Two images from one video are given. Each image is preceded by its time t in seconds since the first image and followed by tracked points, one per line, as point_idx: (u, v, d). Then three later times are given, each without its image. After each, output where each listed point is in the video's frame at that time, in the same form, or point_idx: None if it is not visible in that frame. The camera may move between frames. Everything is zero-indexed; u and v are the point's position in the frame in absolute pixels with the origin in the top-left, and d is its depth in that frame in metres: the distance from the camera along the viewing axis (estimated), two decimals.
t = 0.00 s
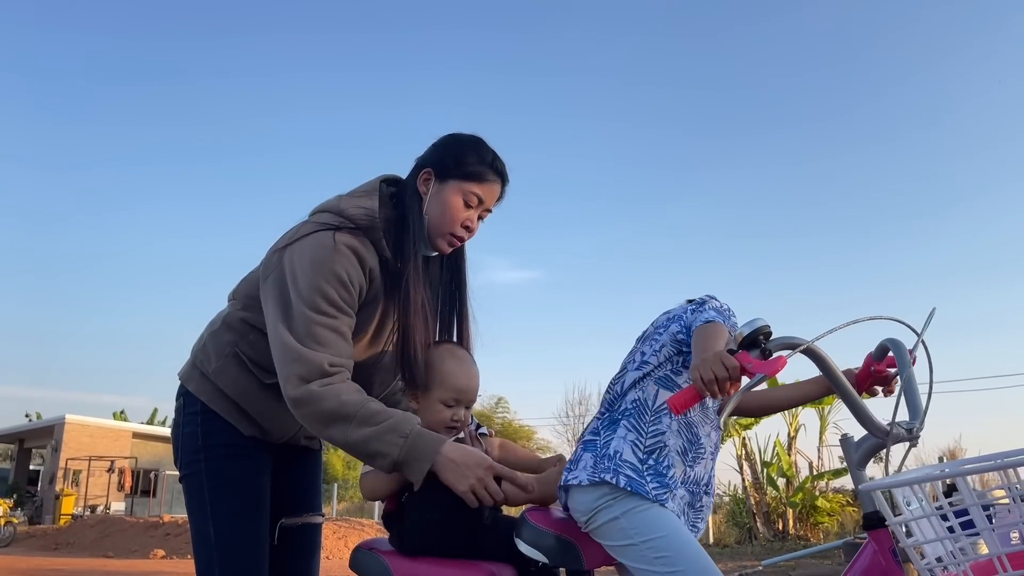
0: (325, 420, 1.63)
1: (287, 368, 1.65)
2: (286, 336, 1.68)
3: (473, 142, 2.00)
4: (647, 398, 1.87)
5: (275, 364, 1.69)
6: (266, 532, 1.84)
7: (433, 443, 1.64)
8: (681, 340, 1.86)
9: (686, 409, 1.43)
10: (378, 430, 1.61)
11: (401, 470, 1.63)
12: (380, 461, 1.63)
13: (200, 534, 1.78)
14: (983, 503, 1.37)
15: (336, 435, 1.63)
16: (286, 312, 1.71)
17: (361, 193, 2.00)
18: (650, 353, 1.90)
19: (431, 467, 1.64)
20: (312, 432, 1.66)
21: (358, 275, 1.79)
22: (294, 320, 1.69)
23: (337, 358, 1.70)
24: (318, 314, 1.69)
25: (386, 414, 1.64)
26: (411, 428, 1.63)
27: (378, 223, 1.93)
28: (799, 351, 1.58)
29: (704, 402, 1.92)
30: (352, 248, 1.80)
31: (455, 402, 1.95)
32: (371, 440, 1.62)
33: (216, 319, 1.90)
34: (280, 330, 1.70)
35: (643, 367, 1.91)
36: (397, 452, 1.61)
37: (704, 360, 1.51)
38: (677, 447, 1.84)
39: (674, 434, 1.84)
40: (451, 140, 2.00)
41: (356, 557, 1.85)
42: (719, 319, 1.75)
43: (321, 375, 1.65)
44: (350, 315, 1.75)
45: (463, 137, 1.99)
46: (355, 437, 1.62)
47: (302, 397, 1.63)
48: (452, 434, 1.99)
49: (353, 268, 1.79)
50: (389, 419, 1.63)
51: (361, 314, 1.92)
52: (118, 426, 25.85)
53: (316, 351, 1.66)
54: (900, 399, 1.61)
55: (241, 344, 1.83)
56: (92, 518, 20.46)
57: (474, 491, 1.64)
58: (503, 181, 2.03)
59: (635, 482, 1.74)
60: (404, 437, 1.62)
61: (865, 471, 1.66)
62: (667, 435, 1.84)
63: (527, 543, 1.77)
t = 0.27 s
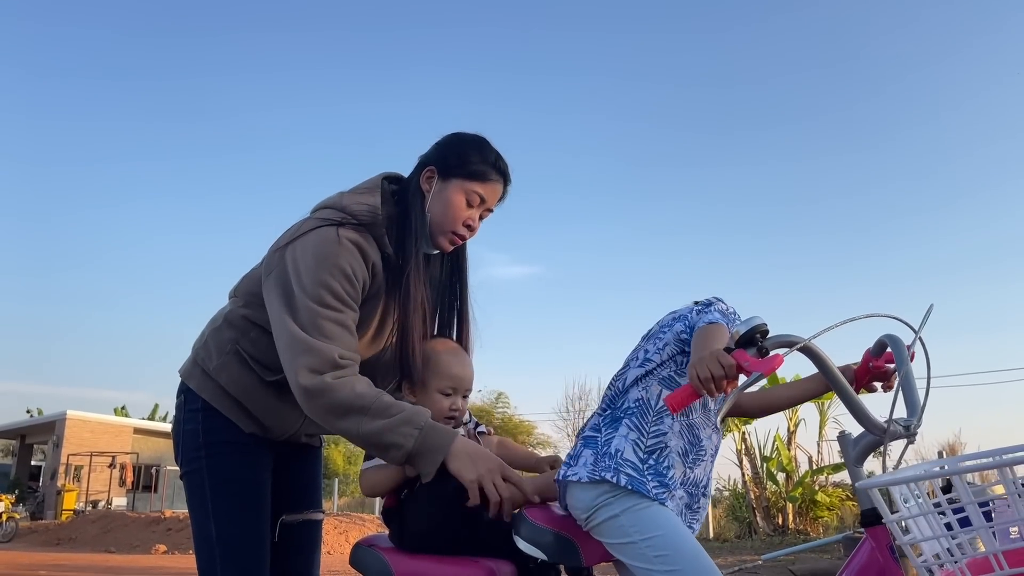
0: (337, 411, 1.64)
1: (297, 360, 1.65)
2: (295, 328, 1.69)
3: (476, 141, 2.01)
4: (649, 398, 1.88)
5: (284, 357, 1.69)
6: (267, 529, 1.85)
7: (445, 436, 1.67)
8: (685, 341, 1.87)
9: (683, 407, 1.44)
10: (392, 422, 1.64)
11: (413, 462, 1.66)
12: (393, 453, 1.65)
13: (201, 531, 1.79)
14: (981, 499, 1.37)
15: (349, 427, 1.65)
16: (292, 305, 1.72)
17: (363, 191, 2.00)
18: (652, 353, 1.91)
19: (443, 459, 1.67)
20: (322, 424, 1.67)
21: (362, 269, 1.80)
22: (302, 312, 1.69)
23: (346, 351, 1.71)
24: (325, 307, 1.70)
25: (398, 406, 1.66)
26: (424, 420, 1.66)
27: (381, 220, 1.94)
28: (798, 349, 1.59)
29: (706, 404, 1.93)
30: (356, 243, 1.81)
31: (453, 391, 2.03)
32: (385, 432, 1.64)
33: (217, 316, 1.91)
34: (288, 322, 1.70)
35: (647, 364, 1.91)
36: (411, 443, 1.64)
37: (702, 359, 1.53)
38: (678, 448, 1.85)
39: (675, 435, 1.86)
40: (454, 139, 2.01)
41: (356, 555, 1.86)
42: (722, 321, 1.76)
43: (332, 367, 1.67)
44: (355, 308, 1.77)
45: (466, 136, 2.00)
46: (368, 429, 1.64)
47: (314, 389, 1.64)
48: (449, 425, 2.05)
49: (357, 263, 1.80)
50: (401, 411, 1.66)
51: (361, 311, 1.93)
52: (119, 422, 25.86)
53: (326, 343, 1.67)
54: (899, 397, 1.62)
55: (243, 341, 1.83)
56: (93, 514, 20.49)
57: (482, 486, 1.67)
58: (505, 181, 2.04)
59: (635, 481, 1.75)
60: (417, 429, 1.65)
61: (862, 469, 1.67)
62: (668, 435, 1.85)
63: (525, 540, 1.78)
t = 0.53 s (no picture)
0: (324, 410, 1.64)
1: (289, 356, 1.65)
2: (290, 323, 1.69)
3: (476, 136, 2.00)
4: (658, 395, 1.88)
5: (278, 351, 1.69)
6: (268, 524, 1.85)
7: (430, 441, 1.65)
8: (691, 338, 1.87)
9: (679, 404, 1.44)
10: (375, 425, 1.62)
11: (396, 468, 1.64)
12: (375, 457, 1.63)
13: (202, 528, 1.80)
14: (982, 494, 1.37)
15: (334, 427, 1.64)
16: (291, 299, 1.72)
17: (363, 185, 2.00)
18: (659, 350, 1.91)
19: (425, 465, 1.65)
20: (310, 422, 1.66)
21: (361, 264, 1.80)
22: (299, 307, 1.70)
23: (340, 348, 1.70)
24: (321, 303, 1.70)
25: (384, 409, 1.65)
26: (408, 426, 1.64)
27: (381, 215, 1.93)
28: (794, 345, 1.58)
29: (712, 403, 1.94)
30: (355, 238, 1.81)
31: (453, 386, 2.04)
32: (369, 436, 1.63)
33: (217, 311, 1.91)
34: (284, 316, 1.70)
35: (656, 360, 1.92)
36: (393, 449, 1.62)
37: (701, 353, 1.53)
38: (686, 446, 1.86)
39: (683, 433, 1.86)
40: (454, 133, 2.01)
41: (357, 550, 1.87)
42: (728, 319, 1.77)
43: (322, 365, 1.66)
44: (352, 304, 1.76)
45: (466, 130, 2.00)
46: (352, 431, 1.63)
47: (303, 387, 1.64)
48: (450, 420, 2.06)
49: (356, 257, 1.79)
50: (386, 414, 1.64)
51: (361, 306, 1.92)
52: (120, 416, 25.90)
53: (318, 340, 1.67)
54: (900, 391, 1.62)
55: (243, 335, 1.84)
56: (95, 508, 20.54)
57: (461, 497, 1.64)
58: (505, 175, 2.03)
59: (645, 476, 1.76)
60: (398, 436, 1.63)
61: (862, 465, 1.67)
62: (677, 433, 1.86)
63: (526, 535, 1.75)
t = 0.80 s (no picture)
0: (313, 413, 1.64)
1: (281, 358, 1.66)
2: (282, 324, 1.69)
3: (476, 133, 2.00)
4: (654, 389, 1.88)
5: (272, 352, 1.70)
6: (268, 519, 1.85)
7: (419, 446, 1.64)
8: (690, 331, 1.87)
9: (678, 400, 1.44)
10: (363, 431, 1.62)
11: (385, 472, 1.64)
12: (364, 461, 1.64)
13: (203, 523, 1.80)
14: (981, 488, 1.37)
15: (324, 430, 1.64)
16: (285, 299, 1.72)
17: (362, 182, 1.99)
18: (656, 343, 1.91)
19: (414, 470, 1.64)
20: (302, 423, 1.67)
21: (357, 263, 1.79)
22: (292, 308, 1.70)
23: (333, 350, 1.70)
24: (314, 304, 1.70)
25: (374, 413, 1.64)
26: (396, 432, 1.63)
27: (379, 213, 1.93)
28: (792, 341, 1.58)
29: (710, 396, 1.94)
30: (351, 237, 1.80)
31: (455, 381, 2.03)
32: (358, 441, 1.63)
33: (216, 307, 1.91)
34: (277, 317, 1.71)
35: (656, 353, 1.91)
36: (380, 454, 1.62)
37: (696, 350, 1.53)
38: (683, 438, 1.86)
39: (680, 426, 1.86)
40: (454, 130, 2.00)
41: (358, 543, 1.87)
42: (721, 311, 1.77)
43: (313, 368, 1.66)
44: (347, 304, 1.75)
45: (466, 128, 1.99)
46: (341, 435, 1.63)
47: (293, 389, 1.64)
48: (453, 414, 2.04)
49: (353, 256, 1.79)
50: (375, 419, 1.63)
51: (360, 303, 1.92)
52: (121, 410, 25.94)
53: (310, 343, 1.67)
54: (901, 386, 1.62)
55: (242, 332, 1.84)
56: (97, 502, 20.61)
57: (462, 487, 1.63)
58: (504, 173, 2.03)
59: (641, 469, 1.76)
60: (386, 442, 1.62)
61: (860, 459, 1.68)
62: (673, 426, 1.86)
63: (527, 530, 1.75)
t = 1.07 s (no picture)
0: (328, 405, 1.64)
1: (289, 354, 1.66)
2: (287, 322, 1.69)
3: (477, 127, 2.00)
4: (655, 388, 1.86)
5: (279, 349, 1.69)
6: (269, 513, 1.85)
7: (437, 426, 1.65)
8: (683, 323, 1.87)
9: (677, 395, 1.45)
10: (381, 417, 1.62)
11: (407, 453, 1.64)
12: (386, 446, 1.64)
13: (204, 517, 1.80)
14: (981, 482, 1.37)
15: (341, 420, 1.65)
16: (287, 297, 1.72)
17: (361, 176, 1.99)
18: (649, 340, 1.90)
19: (435, 451, 1.65)
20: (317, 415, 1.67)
21: (357, 257, 1.79)
22: (295, 304, 1.70)
23: (339, 342, 1.70)
24: (316, 299, 1.70)
25: (389, 397, 1.65)
26: (414, 413, 1.63)
27: (378, 207, 1.93)
28: (791, 336, 1.59)
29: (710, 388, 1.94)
30: (349, 231, 1.80)
31: (454, 373, 2.04)
32: (376, 427, 1.63)
33: (216, 302, 1.91)
34: (281, 315, 1.70)
35: (653, 346, 1.91)
36: (402, 438, 1.62)
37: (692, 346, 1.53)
38: (688, 435, 1.85)
39: (684, 423, 1.85)
40: (453, 124, 2.00)
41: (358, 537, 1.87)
42: (701, 294, 1.78)
43: (324, 359, 1.66)
44: (349, 294, 1.76)
45: (466, 121, 1.99)
46: (360, 423, 1.63)
47: (305, 383, 1.64)
48: (452, 408, 2.06)
49: (352, 250, 1.79)
50: (391, 403, 1.64)
51: (360, 297, 1.92)
52: (122, 405, 25.98)
53: (317, 336, 1.67)
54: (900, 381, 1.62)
55: (243, 328, 1.83)
56: (98, 496, 20.65)
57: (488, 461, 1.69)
58: (504, 167, 2.02)
59: (649, 471, 1.74)
60: (406, 424, 1.63)
61: (860, 453, 1.67)
62: (678, 424, 1.84)
63: (527, 524, 1.78)
